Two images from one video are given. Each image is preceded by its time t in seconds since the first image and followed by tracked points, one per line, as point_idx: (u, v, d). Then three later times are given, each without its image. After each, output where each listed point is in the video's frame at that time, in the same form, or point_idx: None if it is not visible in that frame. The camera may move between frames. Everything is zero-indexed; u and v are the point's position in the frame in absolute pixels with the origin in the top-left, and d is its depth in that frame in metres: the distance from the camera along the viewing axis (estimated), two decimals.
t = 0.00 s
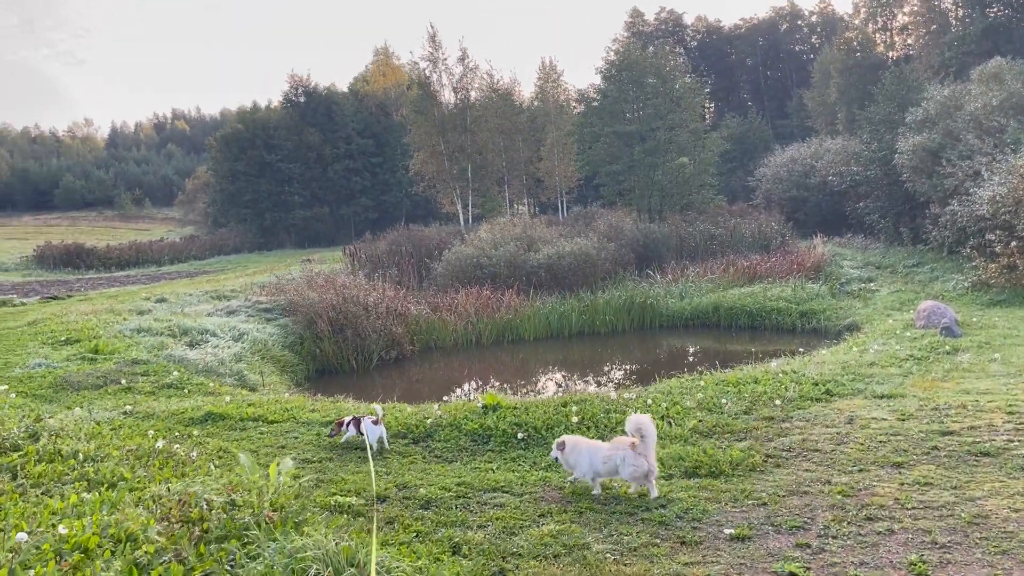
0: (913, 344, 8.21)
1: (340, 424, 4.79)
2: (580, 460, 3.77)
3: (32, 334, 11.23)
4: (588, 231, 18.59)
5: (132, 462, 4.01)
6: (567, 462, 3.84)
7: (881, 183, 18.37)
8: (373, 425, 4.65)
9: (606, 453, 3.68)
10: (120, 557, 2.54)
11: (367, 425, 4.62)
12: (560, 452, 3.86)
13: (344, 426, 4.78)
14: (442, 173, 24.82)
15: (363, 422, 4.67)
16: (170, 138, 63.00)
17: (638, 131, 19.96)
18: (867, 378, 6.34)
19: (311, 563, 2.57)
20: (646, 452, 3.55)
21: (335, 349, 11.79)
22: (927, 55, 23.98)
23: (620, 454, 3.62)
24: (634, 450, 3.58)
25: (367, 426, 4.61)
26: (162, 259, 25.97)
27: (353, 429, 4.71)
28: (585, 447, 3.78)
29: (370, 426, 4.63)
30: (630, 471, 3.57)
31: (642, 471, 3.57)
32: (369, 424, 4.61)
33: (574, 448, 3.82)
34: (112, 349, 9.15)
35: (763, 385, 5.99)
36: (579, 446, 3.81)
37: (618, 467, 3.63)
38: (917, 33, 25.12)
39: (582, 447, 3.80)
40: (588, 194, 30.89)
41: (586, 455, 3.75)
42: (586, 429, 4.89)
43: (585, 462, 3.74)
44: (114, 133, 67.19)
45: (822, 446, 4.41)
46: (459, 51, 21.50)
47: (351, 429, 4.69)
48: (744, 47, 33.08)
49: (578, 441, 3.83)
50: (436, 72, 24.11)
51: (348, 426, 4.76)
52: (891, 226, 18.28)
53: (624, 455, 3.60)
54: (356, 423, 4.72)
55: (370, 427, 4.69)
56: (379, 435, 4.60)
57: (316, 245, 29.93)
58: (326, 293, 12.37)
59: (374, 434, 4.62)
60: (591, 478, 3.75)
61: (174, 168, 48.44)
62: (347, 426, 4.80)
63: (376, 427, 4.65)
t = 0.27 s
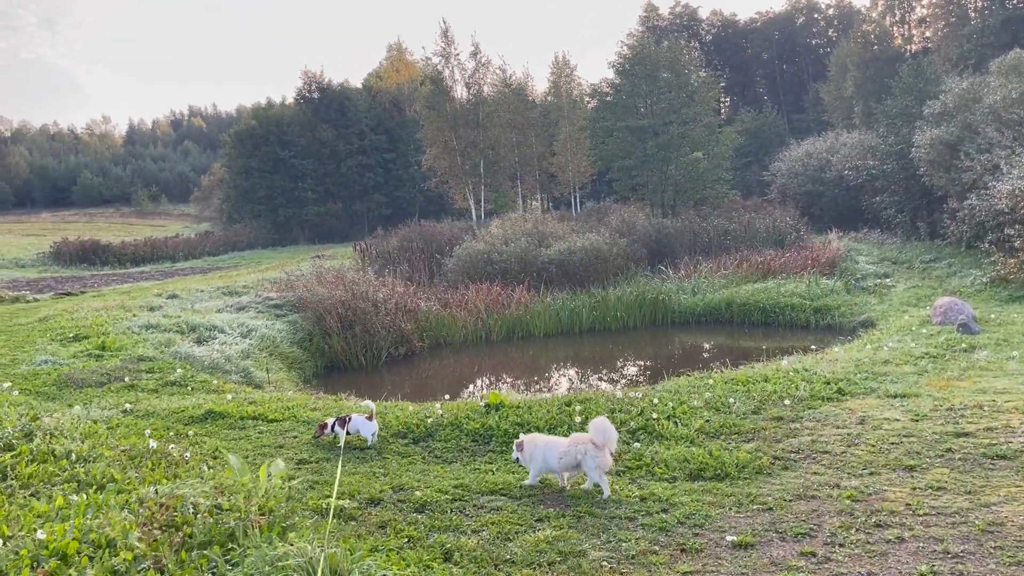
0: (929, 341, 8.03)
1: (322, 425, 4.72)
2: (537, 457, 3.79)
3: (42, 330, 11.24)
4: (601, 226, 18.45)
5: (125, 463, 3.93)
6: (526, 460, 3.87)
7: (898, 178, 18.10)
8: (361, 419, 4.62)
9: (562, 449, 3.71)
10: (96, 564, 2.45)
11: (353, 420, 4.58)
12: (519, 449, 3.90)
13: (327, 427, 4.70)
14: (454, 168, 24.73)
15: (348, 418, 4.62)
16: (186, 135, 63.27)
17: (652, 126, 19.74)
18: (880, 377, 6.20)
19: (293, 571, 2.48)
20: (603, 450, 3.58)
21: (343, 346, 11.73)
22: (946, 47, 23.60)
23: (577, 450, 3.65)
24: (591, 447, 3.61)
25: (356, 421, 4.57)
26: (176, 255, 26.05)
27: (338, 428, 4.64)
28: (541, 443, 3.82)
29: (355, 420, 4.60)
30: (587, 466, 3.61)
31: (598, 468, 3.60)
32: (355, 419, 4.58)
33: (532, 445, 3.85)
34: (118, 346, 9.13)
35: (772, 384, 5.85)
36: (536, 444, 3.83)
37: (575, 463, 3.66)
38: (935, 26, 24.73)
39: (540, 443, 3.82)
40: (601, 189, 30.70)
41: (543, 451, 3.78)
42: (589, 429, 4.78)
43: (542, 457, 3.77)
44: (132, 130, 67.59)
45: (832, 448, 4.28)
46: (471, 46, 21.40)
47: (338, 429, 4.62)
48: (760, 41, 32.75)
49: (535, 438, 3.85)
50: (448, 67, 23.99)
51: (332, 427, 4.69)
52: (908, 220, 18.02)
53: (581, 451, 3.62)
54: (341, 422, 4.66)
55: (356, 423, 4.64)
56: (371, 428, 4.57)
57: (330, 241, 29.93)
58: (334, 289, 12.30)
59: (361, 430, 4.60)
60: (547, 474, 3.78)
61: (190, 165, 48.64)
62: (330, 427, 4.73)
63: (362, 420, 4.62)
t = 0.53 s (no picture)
0: (943, 339, 7.84)
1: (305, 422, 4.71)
2: (497, 455, 3.78)
3: (50, 326, 11.23)
4: (612, 222, 18.29)
5: (112, 464, 3.86)
6: (487, 460, 3.85)
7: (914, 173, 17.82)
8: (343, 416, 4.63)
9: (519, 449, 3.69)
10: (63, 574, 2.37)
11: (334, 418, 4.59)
12: (480, 450, 3.88)
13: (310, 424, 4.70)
14: (466, 164, 24.62)
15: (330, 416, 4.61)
16: (202, 132, 63.53)
17: (665, 121, 19.54)
18: (891, 376, 6.05)
19: None
20: (555, 451, 3.55)
21: (351, 343, 11.67)
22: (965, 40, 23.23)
23: (531, 448, 3.64)
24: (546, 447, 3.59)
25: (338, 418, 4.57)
26: (190, 251, 26.11)
27: (320, 427, 4.63)
28: (501, 442, 3.80)
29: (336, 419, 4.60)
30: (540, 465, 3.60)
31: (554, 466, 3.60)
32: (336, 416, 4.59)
33: (491, 445, 3.83)
34: (123, 343, 9.10)
35: (779, 384, 5.73)
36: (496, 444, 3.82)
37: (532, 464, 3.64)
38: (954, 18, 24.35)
39: (498, 443, 3.79)
40: (615, 185, 30.50)
41: (503, 451, 3.76)
42: (587, 430, 4.67)
43: (501, 454, 3.77)
44: (149, 128, 67.95)
45: (838, 451, 4.15)
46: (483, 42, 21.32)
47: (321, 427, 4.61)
48: (776, 35, 32.42)
49: (494, 438, 3.82)
50: (460, 63, 23.85)
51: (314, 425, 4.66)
52: (925, 216, 17.74)
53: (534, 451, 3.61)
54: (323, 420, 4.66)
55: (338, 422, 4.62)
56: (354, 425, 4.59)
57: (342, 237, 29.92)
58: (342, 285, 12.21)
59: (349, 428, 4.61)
60: (510, 473, 3.77)
61: (205, 162, 48.80)
62: (312, 425, 4.72)
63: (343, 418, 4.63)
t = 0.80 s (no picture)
0: (954, 338, 7.67)
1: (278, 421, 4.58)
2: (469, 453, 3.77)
3: (54, 324, 11.22)
4: (620, 218, 18.13)
5: (95, 468, 3.78)
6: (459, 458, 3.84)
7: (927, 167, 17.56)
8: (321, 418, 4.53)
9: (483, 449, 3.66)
10: None
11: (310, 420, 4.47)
12: (454, 447, 3.87)
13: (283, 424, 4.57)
14: (474, 160, 24.51)
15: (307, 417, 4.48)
16: (214, 129, 63.65)
17: (674, 116, 19.40)
18: (899, 376, 5.91)
19: None
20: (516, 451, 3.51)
21: (354, 340, 11.59)
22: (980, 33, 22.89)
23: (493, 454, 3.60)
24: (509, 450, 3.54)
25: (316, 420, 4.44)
26: (199, 248, 26.13)
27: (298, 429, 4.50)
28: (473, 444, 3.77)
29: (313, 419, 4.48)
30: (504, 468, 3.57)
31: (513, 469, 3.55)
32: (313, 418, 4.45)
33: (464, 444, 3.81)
34: (124, 341, 9.06)
35: (784, 384, 5.60)
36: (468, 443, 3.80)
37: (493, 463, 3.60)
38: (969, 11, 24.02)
39: (470, 443, 3.77)
40: (624, 180, 30.30)
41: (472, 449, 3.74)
42: (584, 433, 4.56)
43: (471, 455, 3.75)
44: (161, 124, 68.15)
45: (842, 455, 4.02)
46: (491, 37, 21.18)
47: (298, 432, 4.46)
48: (788, 29, 32.12)
49: (468, 437, 3.82)
50: (468, 58, 23.74)
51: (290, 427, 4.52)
52: (938, 211, 17.49)
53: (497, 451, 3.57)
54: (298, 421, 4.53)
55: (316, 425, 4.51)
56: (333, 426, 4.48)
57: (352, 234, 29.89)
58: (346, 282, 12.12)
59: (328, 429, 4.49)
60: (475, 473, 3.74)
61: (216, 159, 48.82)
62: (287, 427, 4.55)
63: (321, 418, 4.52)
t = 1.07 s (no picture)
0: (961, 335, 7.52)
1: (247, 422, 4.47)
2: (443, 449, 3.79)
3: (52, 319, 11.15)
4: (625, 213, 17.98)
5: (72, 467, 3.68)
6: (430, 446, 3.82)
7: (935, 161, 17.35)
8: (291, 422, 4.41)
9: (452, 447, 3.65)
10: None
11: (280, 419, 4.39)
12: (422, 439, 3.84)
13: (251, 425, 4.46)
14: (479, 155, 24.37)
15: (277, 416, 4.41)
16: (221, 124, 63.66)
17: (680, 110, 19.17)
18: (903, 374, 5.78)
19: None
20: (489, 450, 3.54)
21: (354, 336, 11.50)
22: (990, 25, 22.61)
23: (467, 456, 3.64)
24: (483, 450, 3.57)
25: (289, 418, 4.37)
26: (204, 244, 26.10)
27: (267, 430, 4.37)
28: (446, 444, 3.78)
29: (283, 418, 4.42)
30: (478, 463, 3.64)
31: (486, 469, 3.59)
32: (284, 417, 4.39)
33: (433, 438, 3.78)
34: (120, 337, 8.99)
35: (784, 381, 5.47)
36: (436, 437, 3.77)
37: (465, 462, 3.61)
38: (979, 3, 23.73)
39: (439, 437, 3.74)
40: (630, 175, 30.12)
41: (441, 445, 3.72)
42: (578, 431, 4.44)
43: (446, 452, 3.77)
44: (169, 120, 68.21)
45: (840, 455, 3.90)
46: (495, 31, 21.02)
47: (265, 433, 4.34)
48: (796, 22, 31.84)
49: (437, 430, 3.78)
50: (473, 51, 23.58)
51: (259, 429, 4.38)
52: (946, 206, 17.28)
53: (470, 451, 3.58)
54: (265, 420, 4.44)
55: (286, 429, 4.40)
56: (303, 426, 4.43)
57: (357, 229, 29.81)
58: (347, 278, 12.02)
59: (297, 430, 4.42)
60: (446, 470, 3.73)
61: (223, 154, 48.79)
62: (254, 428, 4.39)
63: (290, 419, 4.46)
